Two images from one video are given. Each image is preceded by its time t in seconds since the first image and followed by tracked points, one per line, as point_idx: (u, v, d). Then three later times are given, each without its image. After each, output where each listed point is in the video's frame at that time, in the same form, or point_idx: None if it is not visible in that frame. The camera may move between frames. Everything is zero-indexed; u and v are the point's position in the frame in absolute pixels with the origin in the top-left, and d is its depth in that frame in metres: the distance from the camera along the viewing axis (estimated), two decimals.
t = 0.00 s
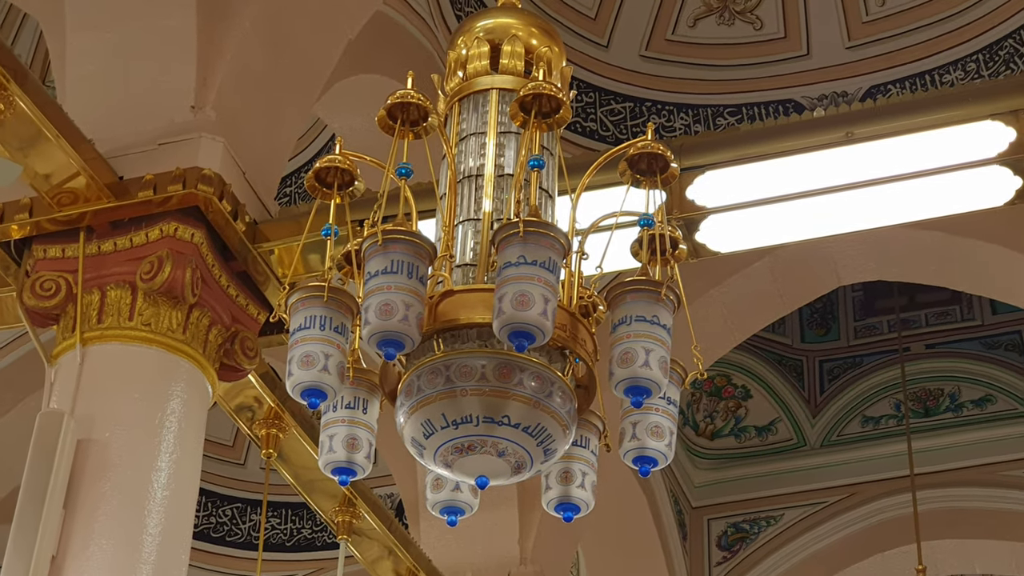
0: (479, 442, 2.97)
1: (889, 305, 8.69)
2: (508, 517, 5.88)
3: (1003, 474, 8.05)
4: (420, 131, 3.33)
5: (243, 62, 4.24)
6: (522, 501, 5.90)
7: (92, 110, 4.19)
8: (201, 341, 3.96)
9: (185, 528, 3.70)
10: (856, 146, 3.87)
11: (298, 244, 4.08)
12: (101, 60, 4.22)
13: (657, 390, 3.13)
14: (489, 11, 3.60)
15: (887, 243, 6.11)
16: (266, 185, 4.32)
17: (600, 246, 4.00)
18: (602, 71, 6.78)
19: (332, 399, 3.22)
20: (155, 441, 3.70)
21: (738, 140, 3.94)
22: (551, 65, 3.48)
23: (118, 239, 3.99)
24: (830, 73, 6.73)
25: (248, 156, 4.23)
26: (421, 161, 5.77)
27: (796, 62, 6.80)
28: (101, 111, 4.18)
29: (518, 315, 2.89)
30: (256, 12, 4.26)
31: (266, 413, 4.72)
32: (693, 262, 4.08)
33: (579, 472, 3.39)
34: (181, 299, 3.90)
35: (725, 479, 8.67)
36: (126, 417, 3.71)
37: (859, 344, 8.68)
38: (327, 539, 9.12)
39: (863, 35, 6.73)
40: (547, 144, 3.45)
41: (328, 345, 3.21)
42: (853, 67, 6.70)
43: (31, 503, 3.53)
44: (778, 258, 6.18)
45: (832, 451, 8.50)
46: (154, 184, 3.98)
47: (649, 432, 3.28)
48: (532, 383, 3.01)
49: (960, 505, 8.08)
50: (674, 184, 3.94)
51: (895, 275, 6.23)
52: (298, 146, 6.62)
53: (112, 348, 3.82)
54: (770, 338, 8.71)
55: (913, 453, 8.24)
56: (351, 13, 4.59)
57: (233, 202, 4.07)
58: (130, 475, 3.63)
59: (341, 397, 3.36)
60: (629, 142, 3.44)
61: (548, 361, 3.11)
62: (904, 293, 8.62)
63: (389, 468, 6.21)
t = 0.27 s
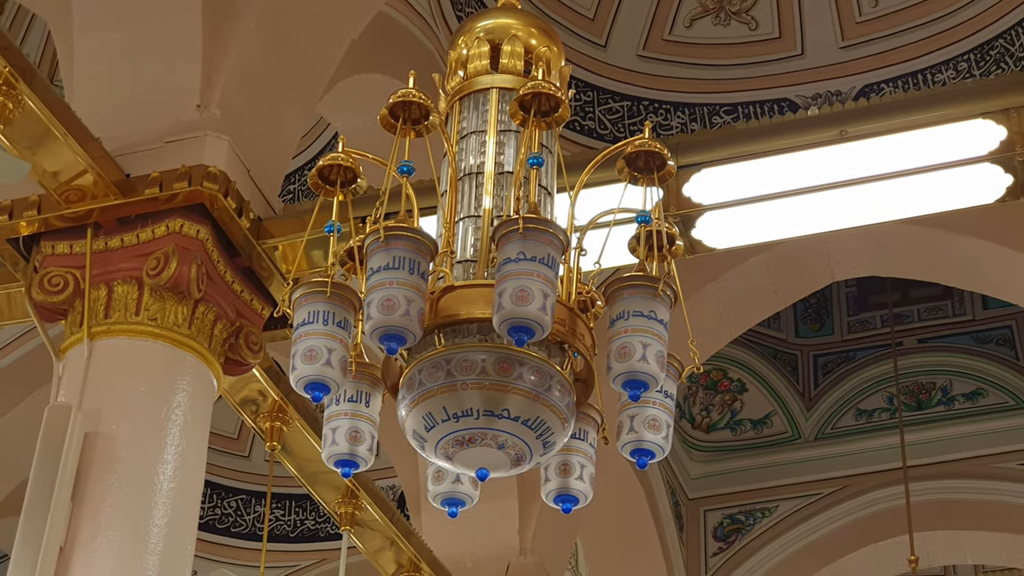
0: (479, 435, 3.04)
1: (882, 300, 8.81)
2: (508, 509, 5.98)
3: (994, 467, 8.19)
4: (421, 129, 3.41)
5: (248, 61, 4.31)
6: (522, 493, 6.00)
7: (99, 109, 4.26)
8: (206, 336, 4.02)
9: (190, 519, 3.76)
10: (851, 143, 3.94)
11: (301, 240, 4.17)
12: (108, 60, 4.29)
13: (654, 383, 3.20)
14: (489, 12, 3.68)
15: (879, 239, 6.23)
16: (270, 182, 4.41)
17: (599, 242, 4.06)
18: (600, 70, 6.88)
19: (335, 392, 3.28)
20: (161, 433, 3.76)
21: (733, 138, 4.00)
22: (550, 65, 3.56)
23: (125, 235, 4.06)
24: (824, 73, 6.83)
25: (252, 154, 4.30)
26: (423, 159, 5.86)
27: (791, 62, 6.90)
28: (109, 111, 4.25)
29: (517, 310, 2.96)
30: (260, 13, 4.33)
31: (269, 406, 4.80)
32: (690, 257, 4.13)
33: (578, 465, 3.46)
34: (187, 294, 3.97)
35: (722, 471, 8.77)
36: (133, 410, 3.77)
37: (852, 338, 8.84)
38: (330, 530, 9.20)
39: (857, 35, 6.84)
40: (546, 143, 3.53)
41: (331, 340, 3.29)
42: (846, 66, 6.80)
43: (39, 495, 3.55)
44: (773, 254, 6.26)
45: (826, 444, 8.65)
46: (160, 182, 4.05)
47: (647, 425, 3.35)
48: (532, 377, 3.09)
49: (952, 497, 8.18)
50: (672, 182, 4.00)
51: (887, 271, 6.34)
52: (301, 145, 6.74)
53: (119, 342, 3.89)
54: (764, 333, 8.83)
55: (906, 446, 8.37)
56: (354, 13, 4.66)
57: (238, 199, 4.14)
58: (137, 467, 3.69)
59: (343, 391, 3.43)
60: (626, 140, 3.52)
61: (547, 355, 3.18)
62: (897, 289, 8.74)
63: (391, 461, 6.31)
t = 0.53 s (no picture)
0: (479, 428, 3.12)
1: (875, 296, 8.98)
2: (507, 500, 6.07)
3: (986, 459, 8.28)
4: (421, 127, 3.48)
5: (253, 61, 4.39)
6: (522, 484, 6.09)
7: (105, 108, 4.34)
8: (211, 331, 4.08)
9: (196, 509, 3.81)
10: (844, 142, 4.00)
11: (305, 236, 4.24)
12: (115, 60, 4.38)
13: (652, 377, 3.28)
14: (489, 13, 3.76)
15: (871, 234, 6.33)
16: (274, 180, 4.48)
17: (597, 238, 4.13)
18: (597, 70, 6.97)
19: (337, 386, 3.35)
20: (167, 426, 3.82)
21: (728, 136, 4.06)
22: (549, 65, 3.62)
23: (132, 232, 4.13)
24: (818, 73, 6.93)
25: (257, 153, 4.38)
26: (424, 156, 5.94)
27: (785, 61, 7.00)
28: (115, 109, 4.33)
29: (517, 305, 3.03)
30: (265, 13, 4.41)
31: (274, 399, 4.87)
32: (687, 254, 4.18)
33: (576, 457, 3.54)
34: (192, 290, 4.04)
35: (718, 462, 8.86)
36: (139, 404, 3.83)
37: (846, 333, 8.97)
38: (333, 521, 9.28)
39: (851, 35, 6.94)
40: (546, 141, 3.60)
41: (334, 334, 3.36)
42: (841, 66, 6.90)
43: (47, 488, 3.62)
44: (768, 250, 6.35)
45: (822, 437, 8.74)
46: (166, 179, 4.12)
47: (644, 418, 3.42)
48: (531, 371, 3.16)
49: (945, 489, 8.27)
50: (668, 179, 4.07)
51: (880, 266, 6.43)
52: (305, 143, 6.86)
53: (126, 337, 3.95)
54: (759, 328, 8.96)
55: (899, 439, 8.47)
56: (357, 13, 4.75)
57: (242, 196, 4.22)
58: (143, 460, 3.74)
59: (346, 384, 3.51)
60: (624, 138, 3.59)
61: (546, 350, 3.26)
62: (890, 284, 8.94)
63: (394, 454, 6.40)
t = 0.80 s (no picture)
0: (479, 422, 3.19)
1: (869, 291, 9.06)
2: (507, 492, 6.14)
3: (978, 452, 8.36)
4: (423, 126, 3.55)
5: (257, 61, 4.46)
6: (522, 477, 6.16)
7: (111, 106, 4.42)
8: (216, 326, 4.16)
9: (200, 502, 3.88)
10: (838, 141, 4.05)
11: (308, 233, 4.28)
12: (122, 59, 4.45)
13: (649, 371, 3.35)
14: (488, 13, 3.82)
15: (865, 231, 6.42)
16: (278, 177, 4.55)
17: (595, 235, 4.23)
18: (595, 69, 7.05)
19: (340, 379, 3.44)
20: (173, 419, 3.89)
21: (724, 134, 4.13)
22: (548, 64, 3.70)
23: (138, 228, 4.20)
24: (813, 72, 7.01)
25: (261, 151, 4.46)
26: (425, 154, 6.01)
27: (780, 61, 7.07)
28: (122, 108, 4.41)
29: (517, 301, 3.10)
30: (268, 13, 4.48)
31: (277, 393, 4.95)
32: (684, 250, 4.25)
33: (574, 450, 3.61)
34: (197, 285, 4.11)
35: (714, 455, 8.95)
36: (146, 398, 3.89)
37: (840, 328, 9.07)
38: (337, 513, 9.37)
39: (844, 35, 7.03)
40: (545, 140, 3.68)
41: (337, 329, 3.43)
42: (835, 65, 6.98)
43: (55, 479, 3.69)
44: (763, 247, 6.44)
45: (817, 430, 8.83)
46: (172, 177, 4.21)
47: (642, 412, 3.49)
48: (530, 365, 3.23)
49: (939, 481, 8.37)
50: (665, 177, 4.14)
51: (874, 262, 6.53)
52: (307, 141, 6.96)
53: (133, 332, 4.02)
54: (754, 323, 9.05)
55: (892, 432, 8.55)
56: (358, 13, 4.80)
57: (247, 194, 4.29)
58: (149, 452, 3.80)
59: (349, 377, 3.57)
60: (622, 136, 3.67)
61: (545, 344, 3.33)
62: (883, 281, 8.99)
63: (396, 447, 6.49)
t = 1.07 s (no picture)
0: (480, 415, 3.26)
1: (862, 287, 9.23)
2: (507, 485, 6.23)
3: (969, 444, 8.44)
4: (424, 124, 3.62)
5: (261, 60, 4.53)
6: (521, 470, 6.25)
7: (118, 105, 4.49)
8: (221, 321, 4.23)
9: (206, 494, 3.95)
10: (832, 139, 4.12)
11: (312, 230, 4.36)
12: (129, 59, 4.52)
13: (647, 366, 3.42)
14: (488, 14, 3.89)
15: (859, 227, 6.52)
16: (281, 175, 4.63)
17: (592, 233, 4.31)
18: (593, 68, 7.14)
19: (342, 374, 3.50)
20: (178, 413, 3.95)
21: (720, 132, 4.20)
22: (548, 64, 3.78)
23: (144, 225, 4.27)
24: (808, 71, 7.09)
25: (265, 149, 4.53)
26: (426, 152, 6.10)
27: (776, 61, 7.14)
28: (128, 107, 4.48)
29: (516, 297, 3.17)
30: (272, 14, 4.55)
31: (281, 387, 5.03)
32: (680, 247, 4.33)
33: (573, 443, 3.68)
34: (203, 281, 4.17)
35: (712, 449, 9.00)
36: (153, 391, 3.96)
37: (834, 323, 9.18)
38: (340, 504, 9.44)
39: (839, 35, 7.10)
40: (544, 138, 3.75)
41: (340, 325, 3.50)
42: (830, 64, 7.06)
43: (63, 472, 3.73)
44: (760, 242, 6.50)
45: (811, 423, 8.91)
46: (178, 174, 4.25)
47: (639, 406, 3.56)
48: (530, 359, 3.30)
49: (930, 473, 8.44)
50: (662, 175, 4.22)
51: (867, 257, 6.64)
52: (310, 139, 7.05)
53: (139, 326, 4.08)
54: (751, 318, 9.19)
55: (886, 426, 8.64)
56: (360, 13, 4.88)
57: (251, 191, 4.35)
58: (156, 445, 3.87)
59: (352, 372, 3.66)
60: (620, 135, 3.73)
61: (544, 339, 3.40)
62: (876, 276, 9.19)
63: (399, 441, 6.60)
